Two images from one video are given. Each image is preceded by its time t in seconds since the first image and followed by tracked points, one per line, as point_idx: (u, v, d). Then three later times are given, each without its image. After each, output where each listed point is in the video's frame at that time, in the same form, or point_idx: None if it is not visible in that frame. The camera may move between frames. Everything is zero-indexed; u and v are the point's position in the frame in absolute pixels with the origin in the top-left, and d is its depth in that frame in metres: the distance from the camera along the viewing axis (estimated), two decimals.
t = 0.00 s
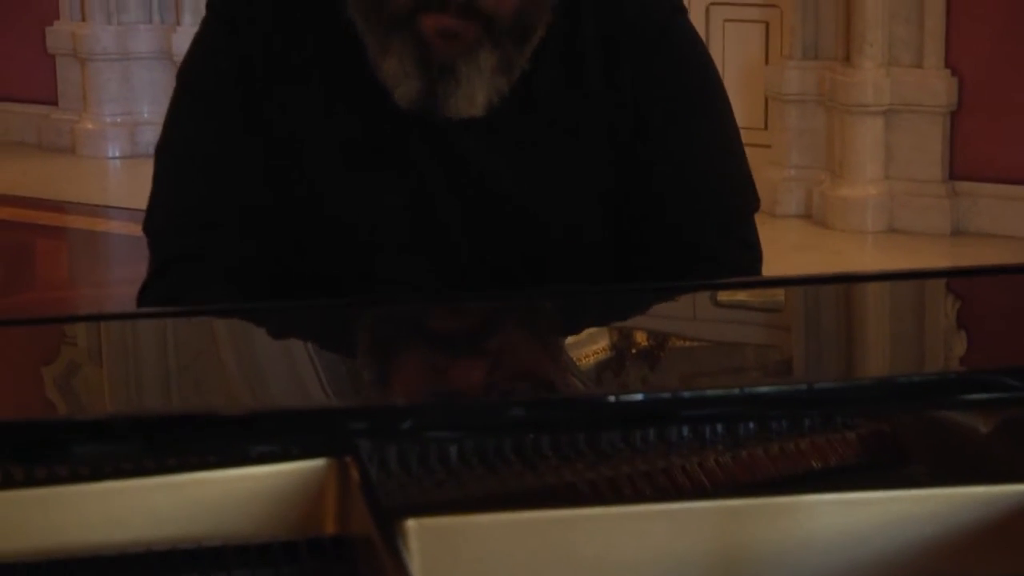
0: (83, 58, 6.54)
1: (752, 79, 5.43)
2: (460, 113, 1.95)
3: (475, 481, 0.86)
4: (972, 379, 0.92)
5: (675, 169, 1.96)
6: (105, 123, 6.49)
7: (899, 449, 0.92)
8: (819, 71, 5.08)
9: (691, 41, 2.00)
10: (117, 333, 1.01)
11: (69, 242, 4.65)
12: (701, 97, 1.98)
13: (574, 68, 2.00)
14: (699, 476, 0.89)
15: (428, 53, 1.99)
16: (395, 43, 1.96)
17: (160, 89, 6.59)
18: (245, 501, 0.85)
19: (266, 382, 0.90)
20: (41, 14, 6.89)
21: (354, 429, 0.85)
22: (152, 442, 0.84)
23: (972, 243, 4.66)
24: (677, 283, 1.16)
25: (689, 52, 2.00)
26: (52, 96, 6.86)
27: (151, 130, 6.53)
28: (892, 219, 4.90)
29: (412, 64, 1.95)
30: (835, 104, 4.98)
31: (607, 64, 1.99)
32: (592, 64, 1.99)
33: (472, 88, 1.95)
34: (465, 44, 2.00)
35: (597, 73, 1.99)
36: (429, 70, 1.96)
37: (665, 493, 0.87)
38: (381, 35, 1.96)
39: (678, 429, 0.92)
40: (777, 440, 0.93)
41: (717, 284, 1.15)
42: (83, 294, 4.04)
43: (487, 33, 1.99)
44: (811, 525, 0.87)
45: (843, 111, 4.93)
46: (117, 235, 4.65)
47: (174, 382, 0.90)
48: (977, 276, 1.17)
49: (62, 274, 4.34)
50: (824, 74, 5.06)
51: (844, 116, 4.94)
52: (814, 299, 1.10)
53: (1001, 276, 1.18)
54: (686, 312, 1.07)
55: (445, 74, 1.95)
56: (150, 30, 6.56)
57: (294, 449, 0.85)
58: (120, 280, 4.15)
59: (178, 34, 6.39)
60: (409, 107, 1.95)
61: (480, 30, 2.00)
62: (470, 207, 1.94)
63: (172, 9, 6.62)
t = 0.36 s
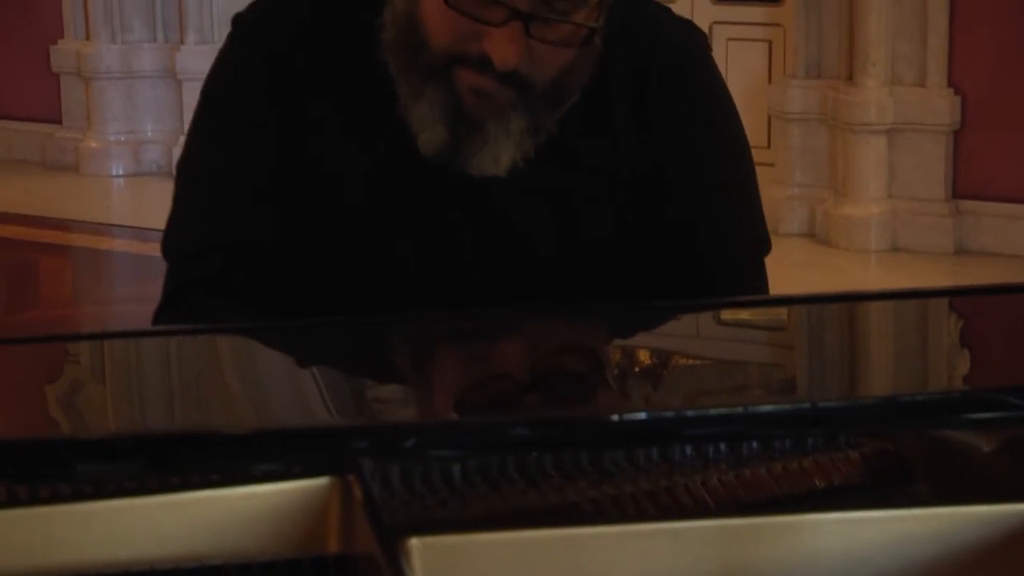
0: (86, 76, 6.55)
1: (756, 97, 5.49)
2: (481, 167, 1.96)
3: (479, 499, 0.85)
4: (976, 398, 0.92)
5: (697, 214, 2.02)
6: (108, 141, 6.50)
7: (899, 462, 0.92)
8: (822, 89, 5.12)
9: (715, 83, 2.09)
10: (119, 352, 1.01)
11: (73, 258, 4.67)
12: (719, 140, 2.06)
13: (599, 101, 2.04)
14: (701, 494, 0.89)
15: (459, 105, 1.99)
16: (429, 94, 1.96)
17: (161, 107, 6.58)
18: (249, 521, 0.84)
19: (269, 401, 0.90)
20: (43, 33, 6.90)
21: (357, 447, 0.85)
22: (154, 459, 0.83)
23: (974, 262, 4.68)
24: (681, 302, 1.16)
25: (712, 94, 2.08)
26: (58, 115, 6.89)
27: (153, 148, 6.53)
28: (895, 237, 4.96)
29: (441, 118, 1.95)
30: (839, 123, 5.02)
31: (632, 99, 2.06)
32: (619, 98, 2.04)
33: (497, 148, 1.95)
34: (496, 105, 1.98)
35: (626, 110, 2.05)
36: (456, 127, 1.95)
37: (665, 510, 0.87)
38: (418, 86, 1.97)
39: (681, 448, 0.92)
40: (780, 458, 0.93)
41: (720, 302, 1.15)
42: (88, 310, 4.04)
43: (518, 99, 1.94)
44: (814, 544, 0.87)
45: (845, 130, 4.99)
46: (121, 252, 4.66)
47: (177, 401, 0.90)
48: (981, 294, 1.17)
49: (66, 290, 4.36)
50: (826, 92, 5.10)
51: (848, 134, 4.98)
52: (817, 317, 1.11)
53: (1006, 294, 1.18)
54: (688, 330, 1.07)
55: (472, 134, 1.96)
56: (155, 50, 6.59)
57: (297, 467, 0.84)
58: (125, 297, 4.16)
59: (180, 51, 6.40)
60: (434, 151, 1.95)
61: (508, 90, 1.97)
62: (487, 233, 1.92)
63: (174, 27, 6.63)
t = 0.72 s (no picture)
0: (91, 94, 6.57)
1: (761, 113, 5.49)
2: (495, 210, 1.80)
3: (480, 519, 0.85)
4: (978, 417, 0.93)
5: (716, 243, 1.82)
6: (112, 158, 6.53)
7: (902, 478, 0.91)
8: (825, 107, 5.13)
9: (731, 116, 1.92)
10: (123, 370, 1.01)
11: (77, 276, 4.67)
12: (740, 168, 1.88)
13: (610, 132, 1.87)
14: (705, 510, 0.88)
15: (468, 148, 1.77)
16: (444, 131, 1.77)
17: (165, 124, 6.60)
18: (250, 539, 0.84)
19: (273, 419, 0.90)
20: (48, 50, 6.91)
21: (359, 464, 0.85)
22: (161, 475, 0.84)
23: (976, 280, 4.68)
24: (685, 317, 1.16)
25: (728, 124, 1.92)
26: (62, 132, 6.91)
27: (158, 164, 6.54)
28: (899, 254, 4.97)
29: (457, 159, 1.77)
30: (841, 141, 5.03)
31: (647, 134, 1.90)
32: (632, 131, 1.88)
33: (511, 189, 1.77)
34: (510, 146, 1.76)
35: (642, 138, 1.89)
36: (469, 166, 1.77)
37: (671, 528, 0.85)
38: (433, 124, 1.77)
39: (683, 465, 0.90)
40: (784, 476, 0.92)
41: (723, 319, 1.15)
42: (93, 328, 4.04)
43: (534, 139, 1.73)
44: (817, 564, 0.86)
45: (849, 147, 4.98)
46: (124, 270, 4.67)
47: (180, 419, 0.90)
48: (984, 313, 1.17)
49: (70, 308, 4.36)
50: (830, 110, 5.11)
51: (851, 152, 4.99)
52: (818, 335, 1.11)
53: (1005, 311, 1.18)
54: (690, 349, 1.06)
55: (486, 174, 1.77)
56: (160, 67, 6.59)
57: (298, 484, 0.84)
58: (130, 315, 4.16)
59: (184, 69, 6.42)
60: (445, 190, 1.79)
61: (527, 137, 1.74)
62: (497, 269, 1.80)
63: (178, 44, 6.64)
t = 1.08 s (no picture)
0: (95, 112, 6.58)
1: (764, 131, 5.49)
2: (480, 223, 1.81)
3: (484, 534, 0.84)
4: (982, 435, 0.93)
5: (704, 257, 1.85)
6: (116, 176, 6.52)
7: (907, 498, 0.91)
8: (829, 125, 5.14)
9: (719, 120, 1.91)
10: (126, 388, 1.01)
11: (82, 293, 4.68)
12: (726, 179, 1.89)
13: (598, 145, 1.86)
14: (709, 528, 0.88)
15: (456, 167, 1.79)
16: (430, 147, 1.79)
17: (169, 142, 6.62)
18: (252, 555, 0.83)
19: (275, 436, 0.90)
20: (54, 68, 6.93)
21: (362, 482, 0.85)
22: (165, 494, 0.84)
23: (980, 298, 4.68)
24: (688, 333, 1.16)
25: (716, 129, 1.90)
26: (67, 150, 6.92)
27: (162, 182, 6.56)
28: (903, 272, 4.96)
29: (444, 176, 1.79)
30: (845, 159, 5.04)
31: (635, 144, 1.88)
32: (620, 142, 1.86)
33: (497, 204, 1.78)
34: (496, 163, 1.77)
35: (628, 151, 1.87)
36: (456, 181, 1.79)
37: (674, 545, 0.85)
38: (418, 140, 1.79)
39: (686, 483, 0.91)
40: (787, 495, 0.92)
41: (726, 336, 1.15)
42: (97, 345, 4.05)
43: (517, 151, 1.73)
44: None
45: (853, 166, 4.99)
46: (128, 287, 4.67)
47: (184, 437, 0.90)
48: (989, 331, 1.17)
49: (74, 325, 4.37)
50: (833, 128, 5.12)
51: (855, 171, 4.99)
52: (822, 352, 1.11)
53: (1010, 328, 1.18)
54: (693, 365, 1.07)
55: (472, 190, 1.78)
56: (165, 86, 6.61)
57: (301, 502, 0.84)
58: (134, 332, 4.16)
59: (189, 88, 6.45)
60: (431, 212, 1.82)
61: (511, 151, 1.75)
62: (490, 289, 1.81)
63: (182, 63, 6.65)
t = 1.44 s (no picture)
0: (97, 129, 6.57)
1: (763, 149, 5.51)
2: (478, 231, 1.96)
3: (485, 551, 0.86)
4: (984, 453, 0.92)
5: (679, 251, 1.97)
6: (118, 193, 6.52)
7: (909, 521, 0.91)
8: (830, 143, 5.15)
9: (692, 120, 2.00)
10: (128, 406, 1.01)
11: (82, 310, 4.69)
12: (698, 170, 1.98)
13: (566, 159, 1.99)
14: (709, 547, 0.89)
15: (440, 175, 1.95)
16: (412, 173, 1.94)
17: (172, 159, 6.61)
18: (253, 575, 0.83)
19: (277, 454, 0.90)
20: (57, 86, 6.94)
21: (364, 501, 0.85)
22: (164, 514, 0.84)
23: (980, 315, 4.68)
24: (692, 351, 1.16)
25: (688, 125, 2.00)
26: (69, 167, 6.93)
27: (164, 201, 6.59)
28: (903, 290, 4.97)
29: (434, 201, 1.96)
30: (846, 176, 5.04)
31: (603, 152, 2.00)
32: (586, 146, 2.00)
33: (489, 208, 1.95)
34: (476, 170, 1.94)
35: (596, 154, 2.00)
36: (441, 196, 1.96)
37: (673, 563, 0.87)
38: (399, 168, 1.94)
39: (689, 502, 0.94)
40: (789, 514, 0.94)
41: (728, 354, 1.15)
42: (97, 362, 4.06)
43: (496, 155, 1.92)
44: None
45: (853, 183, 5.00)
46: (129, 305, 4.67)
47: (185, 456, 0.90)
48: (992, 349, 1.17)
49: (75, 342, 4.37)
50: (835, 145, 5.11)
51: (856, 189, 5.00)
52: (823, 370, 1.11)
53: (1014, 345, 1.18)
54: (694, 383, 1.07)
55: (461, 202, 1.96)
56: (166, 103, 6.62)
57: (303, 520, 0.84)
58: (134, 349, 4.17)
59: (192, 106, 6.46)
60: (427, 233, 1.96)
61: (491, 154, 1.93)
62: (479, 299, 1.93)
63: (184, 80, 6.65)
